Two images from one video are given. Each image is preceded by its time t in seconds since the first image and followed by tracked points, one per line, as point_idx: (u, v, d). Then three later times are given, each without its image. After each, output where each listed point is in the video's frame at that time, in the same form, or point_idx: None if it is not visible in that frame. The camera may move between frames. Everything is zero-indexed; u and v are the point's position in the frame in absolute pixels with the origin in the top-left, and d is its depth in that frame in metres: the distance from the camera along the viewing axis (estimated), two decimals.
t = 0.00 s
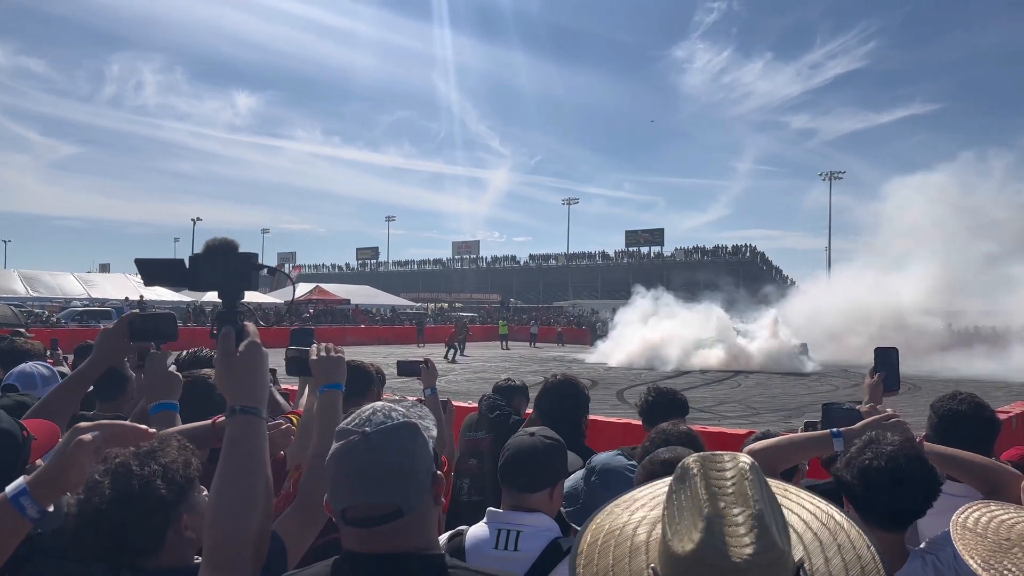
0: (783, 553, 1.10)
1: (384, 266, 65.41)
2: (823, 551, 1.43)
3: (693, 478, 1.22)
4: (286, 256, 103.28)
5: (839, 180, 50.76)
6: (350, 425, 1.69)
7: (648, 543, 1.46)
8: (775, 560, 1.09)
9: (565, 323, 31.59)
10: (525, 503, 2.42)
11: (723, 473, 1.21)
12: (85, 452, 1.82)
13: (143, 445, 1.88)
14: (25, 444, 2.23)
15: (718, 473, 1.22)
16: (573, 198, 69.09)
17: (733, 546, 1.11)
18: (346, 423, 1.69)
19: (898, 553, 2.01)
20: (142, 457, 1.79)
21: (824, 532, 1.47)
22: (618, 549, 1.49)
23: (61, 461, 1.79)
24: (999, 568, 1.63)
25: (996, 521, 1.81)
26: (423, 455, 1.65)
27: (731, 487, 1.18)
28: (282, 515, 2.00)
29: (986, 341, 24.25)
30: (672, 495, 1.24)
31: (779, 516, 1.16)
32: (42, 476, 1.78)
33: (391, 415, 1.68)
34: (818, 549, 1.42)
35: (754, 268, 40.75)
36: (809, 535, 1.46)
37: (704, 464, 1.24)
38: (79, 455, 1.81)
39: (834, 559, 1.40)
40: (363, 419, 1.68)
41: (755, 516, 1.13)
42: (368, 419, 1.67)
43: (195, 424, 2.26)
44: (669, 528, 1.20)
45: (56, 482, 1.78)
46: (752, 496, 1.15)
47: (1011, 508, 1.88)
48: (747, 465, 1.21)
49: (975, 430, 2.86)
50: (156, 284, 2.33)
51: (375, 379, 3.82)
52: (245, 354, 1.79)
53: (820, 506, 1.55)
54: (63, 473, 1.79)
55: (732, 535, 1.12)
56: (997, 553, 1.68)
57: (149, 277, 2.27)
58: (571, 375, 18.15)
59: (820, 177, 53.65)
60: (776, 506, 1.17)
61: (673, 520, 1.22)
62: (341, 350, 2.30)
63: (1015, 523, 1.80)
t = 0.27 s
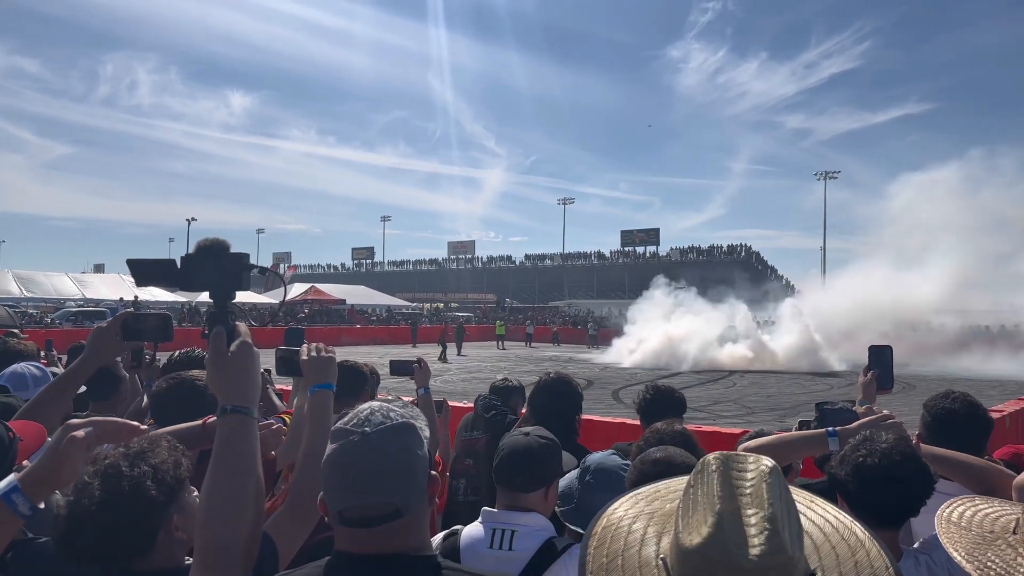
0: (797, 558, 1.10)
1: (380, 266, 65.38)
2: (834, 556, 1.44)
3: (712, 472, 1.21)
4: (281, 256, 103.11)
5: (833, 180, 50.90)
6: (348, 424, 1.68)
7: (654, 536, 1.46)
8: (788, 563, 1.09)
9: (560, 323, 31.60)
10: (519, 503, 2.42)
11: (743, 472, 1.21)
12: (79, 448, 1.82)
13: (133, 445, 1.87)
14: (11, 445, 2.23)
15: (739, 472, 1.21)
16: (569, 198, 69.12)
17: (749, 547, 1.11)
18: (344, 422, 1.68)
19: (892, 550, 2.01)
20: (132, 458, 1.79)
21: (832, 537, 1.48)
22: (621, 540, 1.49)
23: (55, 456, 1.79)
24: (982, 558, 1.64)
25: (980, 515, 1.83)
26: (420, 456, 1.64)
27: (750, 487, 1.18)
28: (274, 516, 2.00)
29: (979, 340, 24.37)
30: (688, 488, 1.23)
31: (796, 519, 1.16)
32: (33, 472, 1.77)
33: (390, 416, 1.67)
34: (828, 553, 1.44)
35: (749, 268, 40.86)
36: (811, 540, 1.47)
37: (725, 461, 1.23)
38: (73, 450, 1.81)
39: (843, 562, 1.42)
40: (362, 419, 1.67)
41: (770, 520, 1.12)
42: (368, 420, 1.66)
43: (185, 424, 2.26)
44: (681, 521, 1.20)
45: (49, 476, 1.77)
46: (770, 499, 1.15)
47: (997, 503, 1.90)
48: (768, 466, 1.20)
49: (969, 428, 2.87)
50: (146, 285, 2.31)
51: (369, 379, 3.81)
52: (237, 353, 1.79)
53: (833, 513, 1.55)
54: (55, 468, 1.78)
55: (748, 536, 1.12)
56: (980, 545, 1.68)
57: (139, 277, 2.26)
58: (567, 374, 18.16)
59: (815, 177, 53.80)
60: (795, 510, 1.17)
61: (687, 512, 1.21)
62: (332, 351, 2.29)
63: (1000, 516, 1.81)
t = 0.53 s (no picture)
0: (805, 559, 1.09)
1: (376, 266, 65.32)
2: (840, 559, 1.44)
3: (720, 474, 1.22)
4: (277, 257, 102.92)
5: (828, 179, 50.99)
6: (344, 425, 1.68)
7: (656, 536, 1.46)
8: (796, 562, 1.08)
9: (557, 323, 31.61)
10: (515, 502, 2.42)
11: (750, 472, 1.22)
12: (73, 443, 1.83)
13: (125, 445, 1.87)
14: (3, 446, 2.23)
15: (747, 474, 1.22)
16: (566, 198, 69.18)
17: (757, 545, 1.10)
18: (339, 422, 1.68)
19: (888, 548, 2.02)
20: (124, 459, 1.79)
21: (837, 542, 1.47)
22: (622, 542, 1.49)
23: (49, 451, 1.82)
24: (966, 552, 1.68)
25: (963, 509, 1.88)
26: (418, 456, 1.64)
27: (756, 487, 1.19)
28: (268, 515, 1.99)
29: (974, 340, 24.47)
30: (693, 489, 1.24)
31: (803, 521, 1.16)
32: (28, 469, 1.80)
33: (386, 416, 1.67)
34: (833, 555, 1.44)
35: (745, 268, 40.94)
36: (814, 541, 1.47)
37: (730, 461, 1.24)
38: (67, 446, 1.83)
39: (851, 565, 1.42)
40: (358, 420, 1.67)
41: (777, 519, 1.12)
42: (364, 420, 1.66)
43: (178, 424, 2.26)
44: (688, 522, 1.21)
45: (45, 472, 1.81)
46: (778, 500, 1.15)
47: (980, 497, 1.95)
48: (776, 468, 1.21)
49: (965, 426, 2.88)
50: (143, 285, 2.30)
51: (364, 380, 3.81)
52: (230, 353, 1.79)
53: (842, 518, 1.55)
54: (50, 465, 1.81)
55: (757, 534, 1.12)
56: (965, 540, 1.72)
57: (133, 278, 2.26)
58: (563, 374, 18.19)
59: (811, 177, 53.94)
60: (803, 512, 1.17)
61: (693, 515, 1.22)
62: (325, 350, 2.29)
63: (984, 510, 1.86)
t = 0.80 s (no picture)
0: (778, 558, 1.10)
1: (373, 267, 65.20)
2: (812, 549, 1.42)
3: (684, 481, 1.21)
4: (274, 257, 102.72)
5: (825, 179, 51.01)
6: (330, 427, 1.68)
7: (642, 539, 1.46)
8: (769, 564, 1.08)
9: (554, 323, 31.62)
10: (509, 502, 2.41)
11: (712, 475, 1.21)
12: (60, 441, 1.99)
13: (112, 447, 1.87)
14: None
15: (710, 477, 1.22)
16: (562, 199, 69.15)
17: (726, 551, 1.10)
18: (325, 426, 1.68)
19: (879, 548, 2.02)
20: (112, 462, 1.79)
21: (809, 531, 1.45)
22: (608, 549, 1.48)
23: (36, 450, 1.98)
24: (952, 556, 1.69)
25: (946, 511, 1.90)
26: (406, 459, 1.64)
27: (721, 488, 1.19)
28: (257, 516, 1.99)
29: (969, 340, 24.54)
30: (660, 498, 1.24)
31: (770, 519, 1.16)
32: (14, 469, 2.00)
33: (374, 419, 1.67)
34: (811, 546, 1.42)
35: (742, 268, 41.01)
36: (795, 532, 1.45)
37: (690, 466, 1.24)
38: (56, 443, 1.99)
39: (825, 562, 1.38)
40: (345, 422, 1.67)
41: (746, 519, 1.12)
42: (350, 423, 1.66)
43: (166, 426, 2.25)
44: (660, 534, 1.20)
45: (30, 472, 1.99)
46: (744, 500, 1.15)
47: (963, 498, 1.97)
48: (737, 467, 1.21)
49: (957, 425, 2.88)
50: (133, 285, 2.24)
51: (358, 380, 3.81)
52: (220, 354, 1.79)
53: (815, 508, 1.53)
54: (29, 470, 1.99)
55: (727, 539, 1.11)
56: (950, 543, 1.74)
57: (121, 279, 2.25)
58: (560, 373, 18.18)
59: (808, 177, 54.10)
60: (768, 507, 1.17)
61: (665, 527, 1.21)
62: (315, 351, 2.29)
63: (967, 511, 1.88)
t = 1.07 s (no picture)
0: (745, 555, 1.13)
1: (371, 266, 65.11)
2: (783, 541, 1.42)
3: (647, 485, 1.24)
4: (271, 258, 102.56)
5: (822, 179, 51.05)
6: (331, 425, 1.68)
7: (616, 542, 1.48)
8: (738, 560, 1.12)
9: (551, 323, 31.62)
10: (506, 502, 2.42)
11: (673, 477, 1.25)
12: (50, 442, 2.06)
13: (105, 448, 1.87)
14: None
15: (673, 480, 1.25)
16: (560, 198, 69.15)
17: (695, 550, 1.13)
18: (327, 422, 1.68)
19: (872, 548, 2.02)
20: (105, 462, 1.79)
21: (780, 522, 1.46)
22: (582, 560, 1.49)
23: (27, 449, 2.05)
24: (944, 560, 1.70)
25: (940, 512, 1.91)
26: (404, 461, 1.63)
27: (685, 489, 1.22)
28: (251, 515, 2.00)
29: (966, 340, 24.58)
30: (627, 503, 1.27)
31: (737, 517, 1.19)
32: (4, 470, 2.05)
33: (373, 420, 1.67)
34: (785, 540, 1.42)
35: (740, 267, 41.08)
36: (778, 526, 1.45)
37: (653, 470, 1.27)
38: (47, 445, 2.05)
39: (793, 554, 1.39)
40: (344, 422, 1.66)
41: (713, 517, 1.15)
42: (347, 423, 1.66)
43: (159, 427, 2.26)
44: (630, 540, 1.22)
45: (21, 470, 2.04)
46: (709, 498, 1.18)
47: (956, 497, 1.99)
48: (697, 467, 1.24)
49: (953, 424, 2.90)
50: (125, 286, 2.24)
51: (355, 379, 3.81)
52: (212, 354, 1.78)
53: (778, 495, 1.55)
54: (23, 468, 2.05)
55: (698, 539, 1.14)
56: (942, 546, 1.76)
57: (113, 279, 2.25)
58: (557, 373, 18.18)
59: (805, 175, 54.17)
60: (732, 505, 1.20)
61: (635, 533, 1.23)
62: (308, 352, 2.29)
63: (959, 512, 1.90)
